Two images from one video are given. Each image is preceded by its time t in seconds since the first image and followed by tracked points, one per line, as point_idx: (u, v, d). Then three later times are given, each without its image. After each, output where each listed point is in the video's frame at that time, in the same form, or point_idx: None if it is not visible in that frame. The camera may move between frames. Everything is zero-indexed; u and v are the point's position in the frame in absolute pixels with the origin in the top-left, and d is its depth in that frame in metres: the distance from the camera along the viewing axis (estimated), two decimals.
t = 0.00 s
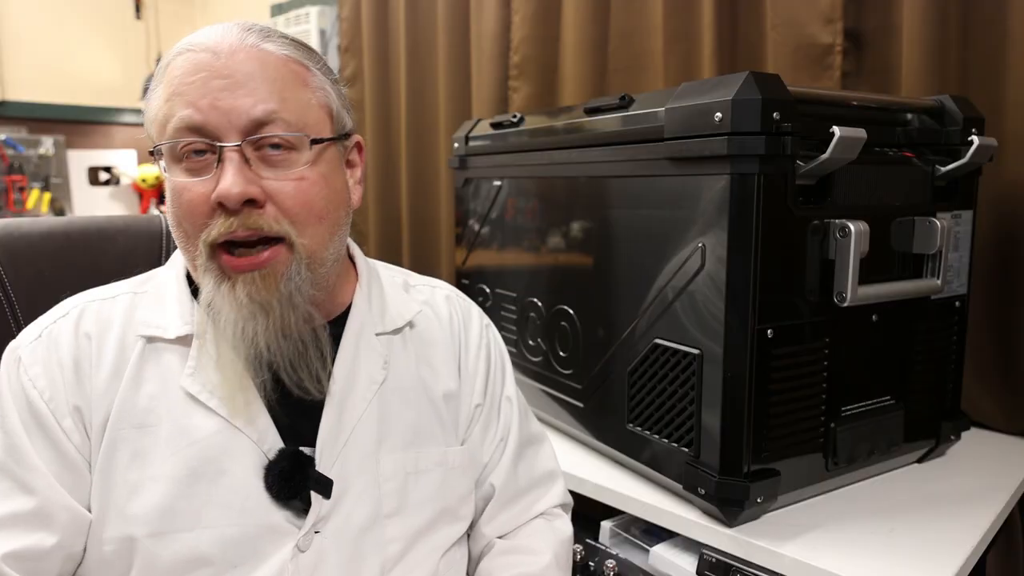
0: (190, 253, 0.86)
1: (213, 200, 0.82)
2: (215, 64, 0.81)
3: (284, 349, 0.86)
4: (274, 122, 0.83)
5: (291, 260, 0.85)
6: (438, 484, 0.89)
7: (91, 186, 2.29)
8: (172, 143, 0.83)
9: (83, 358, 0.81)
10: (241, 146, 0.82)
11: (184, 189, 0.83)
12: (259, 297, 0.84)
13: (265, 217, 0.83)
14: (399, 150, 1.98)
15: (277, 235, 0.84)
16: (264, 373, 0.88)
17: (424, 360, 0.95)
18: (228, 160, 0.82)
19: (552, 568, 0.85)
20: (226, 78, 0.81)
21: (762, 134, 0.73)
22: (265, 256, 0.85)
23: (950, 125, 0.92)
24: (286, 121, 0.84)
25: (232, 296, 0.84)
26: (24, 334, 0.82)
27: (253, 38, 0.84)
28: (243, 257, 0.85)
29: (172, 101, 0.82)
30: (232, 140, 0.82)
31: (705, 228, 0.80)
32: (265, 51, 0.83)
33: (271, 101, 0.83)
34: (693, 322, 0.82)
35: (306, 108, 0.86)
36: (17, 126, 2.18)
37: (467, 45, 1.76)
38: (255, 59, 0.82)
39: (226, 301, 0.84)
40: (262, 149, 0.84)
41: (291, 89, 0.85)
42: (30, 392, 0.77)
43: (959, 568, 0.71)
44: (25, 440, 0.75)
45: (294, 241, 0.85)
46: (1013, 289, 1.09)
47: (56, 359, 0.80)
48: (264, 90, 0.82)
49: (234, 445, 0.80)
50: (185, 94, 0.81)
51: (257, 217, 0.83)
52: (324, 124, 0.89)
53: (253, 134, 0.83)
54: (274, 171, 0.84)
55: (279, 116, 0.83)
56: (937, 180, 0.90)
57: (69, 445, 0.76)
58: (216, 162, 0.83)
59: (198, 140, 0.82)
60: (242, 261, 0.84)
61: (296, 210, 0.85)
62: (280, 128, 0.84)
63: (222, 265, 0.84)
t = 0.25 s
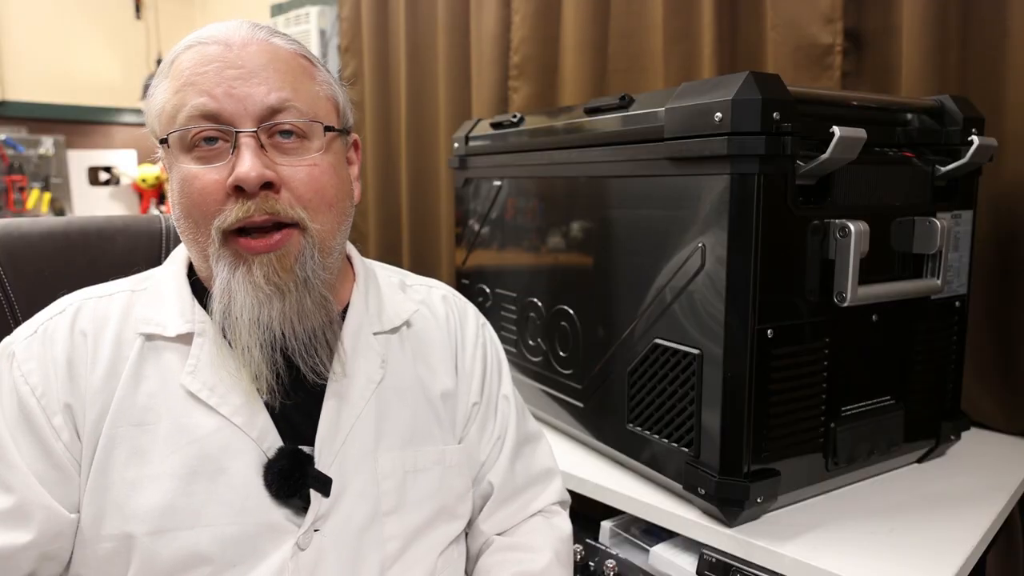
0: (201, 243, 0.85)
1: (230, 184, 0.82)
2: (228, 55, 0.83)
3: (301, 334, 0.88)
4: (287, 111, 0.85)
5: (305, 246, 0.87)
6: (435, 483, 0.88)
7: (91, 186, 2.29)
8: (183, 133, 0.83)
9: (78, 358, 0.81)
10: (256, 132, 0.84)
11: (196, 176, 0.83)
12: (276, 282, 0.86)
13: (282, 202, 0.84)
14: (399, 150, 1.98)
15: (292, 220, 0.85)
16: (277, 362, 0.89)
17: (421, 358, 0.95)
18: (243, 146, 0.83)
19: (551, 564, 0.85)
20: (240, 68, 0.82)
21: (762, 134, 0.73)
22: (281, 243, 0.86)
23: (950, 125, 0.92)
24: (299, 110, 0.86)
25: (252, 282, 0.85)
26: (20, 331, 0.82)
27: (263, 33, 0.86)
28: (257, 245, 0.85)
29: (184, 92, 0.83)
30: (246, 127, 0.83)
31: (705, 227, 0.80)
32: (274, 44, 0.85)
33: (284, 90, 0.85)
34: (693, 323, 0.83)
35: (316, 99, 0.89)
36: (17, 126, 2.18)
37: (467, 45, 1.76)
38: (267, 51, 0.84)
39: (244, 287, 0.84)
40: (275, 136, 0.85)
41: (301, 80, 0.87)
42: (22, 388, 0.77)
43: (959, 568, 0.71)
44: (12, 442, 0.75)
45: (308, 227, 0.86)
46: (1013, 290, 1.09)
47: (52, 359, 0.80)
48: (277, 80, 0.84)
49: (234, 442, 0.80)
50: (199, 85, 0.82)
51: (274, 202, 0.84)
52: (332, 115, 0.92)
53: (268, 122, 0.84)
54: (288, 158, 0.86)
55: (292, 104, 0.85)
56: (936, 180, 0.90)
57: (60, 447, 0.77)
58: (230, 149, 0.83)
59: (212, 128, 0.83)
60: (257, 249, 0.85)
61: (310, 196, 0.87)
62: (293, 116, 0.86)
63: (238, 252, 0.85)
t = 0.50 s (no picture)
0: (210, 242, 0.84)
1: (245, 182, 0.82)
2: (241, 56, 0.83)
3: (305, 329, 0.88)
4: (299, 112, 0.85)
5: (317, 244, 0.87)
6: (435, 480, 0.88)
7: (91, 186, 2.29)
8: (195, 131, 0.83)
9: (73, 365, 0.81)
10: (270, 132, 0.84)
11: (209, 175, 0.83)
12: (286, 279, 0.85)
13: (296, 200, 0.84)
14: (399, 151, 1.98)
15: (304, 218, 0.85)
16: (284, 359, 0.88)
17: (420, 355, 0.95)
18: (258, 146, 0.83)
19: (553, 558, 0.85)
20: (253, 69, 0.82)
21: (762, 134, 0.73)
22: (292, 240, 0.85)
23: (950, 125, 0.92)
24: (311, 111, 0.86)
25: (258, 275, 0.84)
26: (17, 338, 0.83)
27: (275, 35, 0.86)
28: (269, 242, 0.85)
29: (196, 89, 0.83)
30: (261, 127, 0.83)
31: (705, 227, 0.79)
32: (287, 46, 0.86)
33: (297, 92, 0.85)
34: (693, 323, 0.83)
35: (327, 100, 0.89)
36: (17, 126, 2.18)
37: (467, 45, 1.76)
38: (280, 53, 0.85)
39: (254, 284, 0.84)
40: (288, 137, 0.86)
41: (313, 83, 0.87)
42: (14, 395, 0.78)
43: (959, 568, 0.71)
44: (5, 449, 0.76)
45: (320, 225, 0.86)
46: (1013, 289, 1.09)
47: (48, 366, 0.80)
48: (290, 82, 0.85)
49: (231, 447, 0.80)
50: (212, 83, 0.82)
51: (289, 200, 0.84)
52: (341, 117, 0.92)
53: (281, 122, 0.84)
54: (301, 157, 0.86)
55: (305, 105, 0.85)
56: (936, 180, 0.90)
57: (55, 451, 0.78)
58: (243, 148, 0.83)
59: (225, 128, 0.83)
60: (268, 245, 0.85)
61: (322, 195, 0.87)
62: (305, 117, 0.86)
63: (248, 249, 0.84)
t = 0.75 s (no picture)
0: (217, 246, 0.83)
1: (256, 187, 0.81)
2: (250, 58, 0.82)
3: (313, 338, 0.87)
4: (308, 115, 0.85)
5: (325, 250, 0.85)
6: (430, 471, 0.89)
7: (91, 186, 2.29)
8: (204, 133, 0.82)
9: (68, 349, 0.82)
10: (280, 136, 0.83)
11: (218, 178, 0.82)
12: (296, 286, 0.84)
13: (306, 206, 0.84)
14: (399, 151, 1.98)
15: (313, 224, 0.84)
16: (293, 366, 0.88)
17: (414, 346, 0.95)
18: (268, 150, 0.82)
19: (559, 549, 0.85)
20: (264, 72, 0.82)
21: (762, 134, 0.73)
22: (301, 246, 0.84)
23: (950, 125, 0.92)
24: (321, 115, 0.86)
25: (269, 282, 0.82)
26: (16, 316, 0.83)
27: (284, 38, 0.86)
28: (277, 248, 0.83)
29: (205, 90, 0.82)
30: (270, 131, 0.83)
31: (705, 227, 0.80)
32: (297, 50, 0.85)
33: (307, 95, 0.85)
34: (694, 322, 0.83)
35: (335, 105, 0.89)
36: (17, 126, 2.18)
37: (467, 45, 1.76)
38: (291, 57, 0.84)
39: (262, 291, 0.82)
40: (296, 142, 0.85)
41: (323, 87, 0.87)
42: (8, 372, 0.79)
43: (959, 568, 0.71)
44: None
45: (329, 232, 0.85)
46: (1013, 289, 1.09)
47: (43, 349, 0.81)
48: (301, 85, 0.84)
49: (223, 442, 0.80)
50: (221, 85, 0.81)
51: (300, 206, 0.83)
52: (348, 121, 0.92)
53: (291, 126, 0.84)
54: (308, 163, 0.85)
55: (315, 109, 0.85)
56: (937, 180, 0.90)
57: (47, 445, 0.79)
58: (252, 152, 0.83)
59: (234, 130, 0.82)
60: (277, 251, 0.83)
61: (329, 201, 0.86)
62: (315, 121, 0.86)
63: (257, 255, 0.82)
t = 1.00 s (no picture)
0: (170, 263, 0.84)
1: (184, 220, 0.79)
2: (184, 77, 0.78)
3: (260, 359, 0.83)
4: (247, 140, 0.80)
5: (264, 279, 0.83)
6: (423, 475, 0.88)
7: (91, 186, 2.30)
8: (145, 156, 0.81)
9: (55, 358, 0.83)
10: (213, 163, 0.79)
11: (159, 204, 0.81)
12: (233, 316, 0.82)
13: (238, 237, 0.81)
14: (398, 151, 1.98)
15: (249, 253, 0.82)
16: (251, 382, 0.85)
17: (408, 350, 0.95)
18: (199, 180, 0.79)
19: (558, 553, 0.85)
20: (196, 93, 0.77)
21: (762, 134, 0.73)
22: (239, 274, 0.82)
23: (950, 125, 0.92)
24: (261, 137, 0.81)
25: (207, 308, 0.82)
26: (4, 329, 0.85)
27: (229, 49, 0.80)
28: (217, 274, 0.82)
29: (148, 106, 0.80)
30: (203, 158, 0.79)
31: (705, 227, 0.80)
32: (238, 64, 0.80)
33: (246, 117, 0.79)
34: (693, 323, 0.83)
35: (283, 123, 0.83)
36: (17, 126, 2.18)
37: (467, 45, 1.76)
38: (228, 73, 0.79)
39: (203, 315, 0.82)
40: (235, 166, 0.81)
41: (267, 103, 0.81)
42: None
43: (959, 568, 0.71)
44: None
45: (267, 261, 0.83)
46: (1013, 289, 1.10)
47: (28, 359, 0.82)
48: (238, 106, 0.79)
49: (209, 444, 0.80)
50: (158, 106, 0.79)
51: (230, 238, 0.81)
52: (303, 134, 0.86)
53: (224, 153, 0.79)
54: (250, 190, 0.81)
55: (251, 133, 0.80)
56: (937, 180, 0.90)
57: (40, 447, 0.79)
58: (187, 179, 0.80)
59: (167, 157, 0.79)
60: (215, 279, 0.82)
61: (272, 228, 0.83)
62: (252, 146, 0.80)
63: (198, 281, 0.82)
